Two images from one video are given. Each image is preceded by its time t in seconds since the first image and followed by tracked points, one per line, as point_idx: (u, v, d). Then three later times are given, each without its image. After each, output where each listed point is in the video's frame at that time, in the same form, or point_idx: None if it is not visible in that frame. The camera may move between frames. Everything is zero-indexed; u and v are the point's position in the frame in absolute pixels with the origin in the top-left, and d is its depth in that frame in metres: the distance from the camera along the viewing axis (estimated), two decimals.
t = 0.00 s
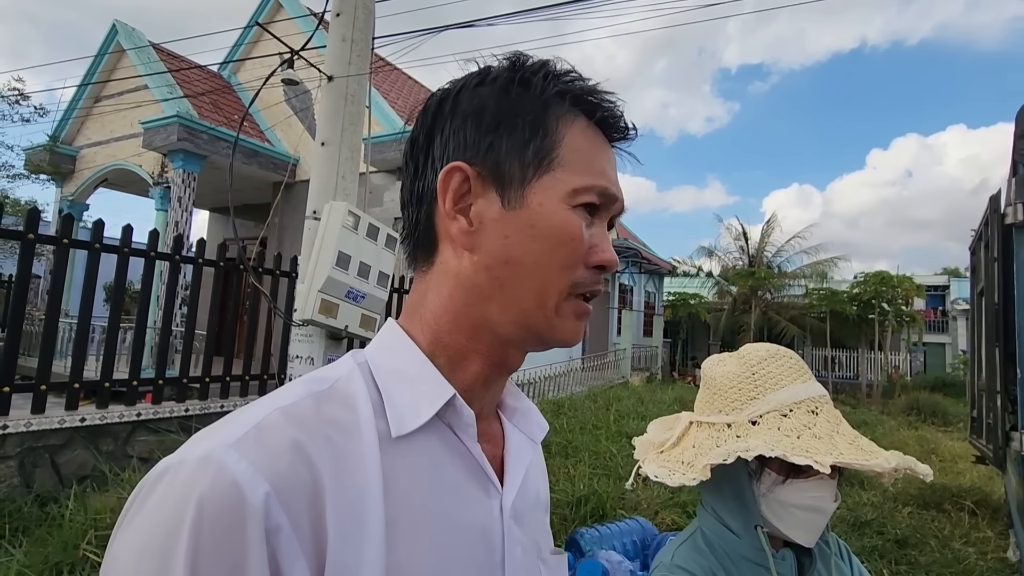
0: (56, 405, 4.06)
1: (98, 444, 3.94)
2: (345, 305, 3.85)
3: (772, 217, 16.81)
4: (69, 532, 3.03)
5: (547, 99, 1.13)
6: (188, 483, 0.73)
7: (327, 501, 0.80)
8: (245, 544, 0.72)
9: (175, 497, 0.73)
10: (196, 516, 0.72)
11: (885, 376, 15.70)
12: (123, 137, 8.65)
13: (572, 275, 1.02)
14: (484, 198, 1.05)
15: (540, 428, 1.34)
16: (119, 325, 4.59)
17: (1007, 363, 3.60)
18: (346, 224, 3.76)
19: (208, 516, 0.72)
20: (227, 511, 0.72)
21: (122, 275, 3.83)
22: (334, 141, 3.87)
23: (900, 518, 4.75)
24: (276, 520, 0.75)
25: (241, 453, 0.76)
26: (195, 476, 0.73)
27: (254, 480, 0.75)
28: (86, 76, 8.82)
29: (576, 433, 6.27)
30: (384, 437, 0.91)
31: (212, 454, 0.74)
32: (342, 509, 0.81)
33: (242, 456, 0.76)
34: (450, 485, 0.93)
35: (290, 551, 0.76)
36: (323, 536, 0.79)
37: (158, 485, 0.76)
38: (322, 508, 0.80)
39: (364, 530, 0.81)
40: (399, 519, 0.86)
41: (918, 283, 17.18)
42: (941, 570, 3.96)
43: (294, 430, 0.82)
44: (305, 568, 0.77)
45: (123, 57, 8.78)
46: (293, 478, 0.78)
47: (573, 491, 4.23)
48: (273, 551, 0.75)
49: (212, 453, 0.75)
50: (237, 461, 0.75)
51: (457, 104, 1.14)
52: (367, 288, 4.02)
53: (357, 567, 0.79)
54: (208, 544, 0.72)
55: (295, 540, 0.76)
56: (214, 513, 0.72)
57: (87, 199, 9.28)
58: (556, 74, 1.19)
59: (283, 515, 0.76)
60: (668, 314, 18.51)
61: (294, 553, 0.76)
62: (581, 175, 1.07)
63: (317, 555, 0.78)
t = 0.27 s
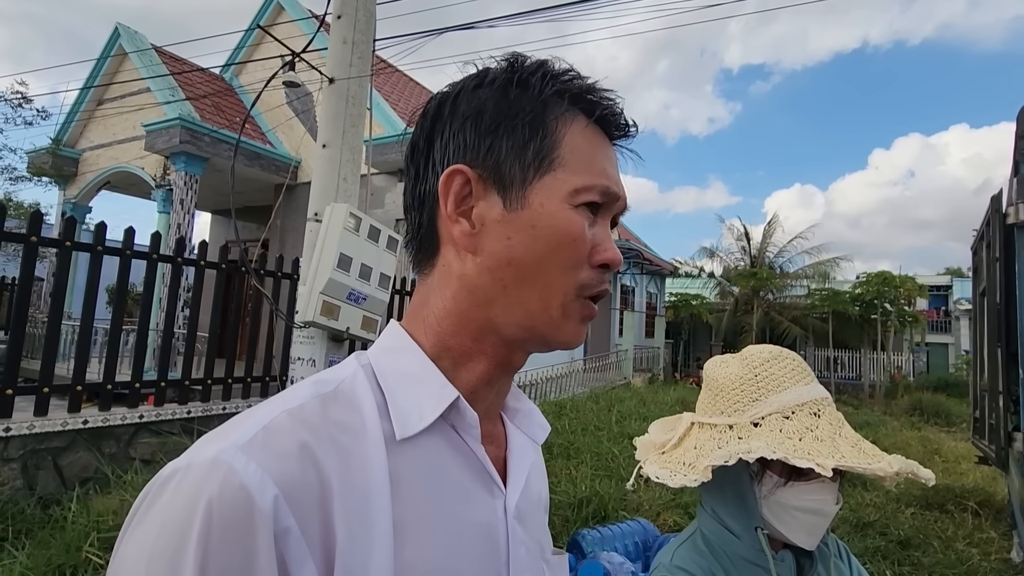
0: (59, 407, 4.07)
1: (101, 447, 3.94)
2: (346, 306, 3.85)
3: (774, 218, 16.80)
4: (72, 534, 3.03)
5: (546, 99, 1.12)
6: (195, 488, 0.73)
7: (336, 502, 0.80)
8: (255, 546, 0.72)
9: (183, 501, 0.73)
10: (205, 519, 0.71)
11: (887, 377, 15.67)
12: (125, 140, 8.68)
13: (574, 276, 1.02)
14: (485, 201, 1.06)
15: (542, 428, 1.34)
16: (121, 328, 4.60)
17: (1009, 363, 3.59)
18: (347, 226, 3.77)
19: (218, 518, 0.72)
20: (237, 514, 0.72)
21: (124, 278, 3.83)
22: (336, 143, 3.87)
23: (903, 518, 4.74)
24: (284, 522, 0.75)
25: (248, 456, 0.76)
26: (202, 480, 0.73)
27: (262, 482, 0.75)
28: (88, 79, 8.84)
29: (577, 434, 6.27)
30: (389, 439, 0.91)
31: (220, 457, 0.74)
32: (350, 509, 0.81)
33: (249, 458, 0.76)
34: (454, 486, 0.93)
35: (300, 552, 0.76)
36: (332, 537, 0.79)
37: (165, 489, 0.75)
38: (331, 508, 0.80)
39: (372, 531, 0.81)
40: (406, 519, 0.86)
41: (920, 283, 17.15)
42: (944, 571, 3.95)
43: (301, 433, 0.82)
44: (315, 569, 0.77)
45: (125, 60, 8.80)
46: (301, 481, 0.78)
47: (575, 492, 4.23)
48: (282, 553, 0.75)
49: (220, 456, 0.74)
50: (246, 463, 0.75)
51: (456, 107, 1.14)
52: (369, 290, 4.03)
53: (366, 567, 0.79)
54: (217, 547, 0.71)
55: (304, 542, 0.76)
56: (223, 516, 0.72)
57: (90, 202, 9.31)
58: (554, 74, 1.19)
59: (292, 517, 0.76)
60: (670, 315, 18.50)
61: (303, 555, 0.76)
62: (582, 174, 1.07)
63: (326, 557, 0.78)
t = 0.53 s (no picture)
0: (60, 408, 4.07)
1: (102, 447, 3.94)
2: (347, 307, 3.86)
3: (774, 218, 16.80)
4: (72, 535, 3.03)
5: (553, 99, 1.12)
6: (207, 490, 0.73)
7: (347, 504, 0.80)
8: (267, 548, 0.72)
9: (195, 503, 0.73)
10: (217, 522, 0.71)
11: (888, 377, 15.66)
12: (125, 141, 8.68)
13: (581, 277, 1.02)
14: (492, 201, 1.06)
15: (547, 428, 1.34)
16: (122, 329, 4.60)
17: (1009, 363, 3.59)
18: (348, 227, 3.77)
19: (231, 520, 0.71)
20: (249, 516, 0.72)
21: (124, 279, 3.83)
22: (336, 144, 3.87)
23: (904, 518, 4.74)
24: (296, 524, 0.75)
25: (260, 457, 0.76)
26: (214, 482, 0.73)
27: (274, 484, 0.75)
28: (88, 80, 8.85)
29: (578, 434, 6.27)
30: (398, 440, 0.91)
31: (233, 459, 0.74)
32: (361, 510, 0.81)
33: (261, 460, 0.76)
34: (462, 487, 0.94)
35: (312, 554, 0.76)
36: (344, 537, 0.79)
37: (176, 491, 0.75)
38: (342, 509, 0.80)
39: (382, 531, 0.81)
40: (416, 519, 0.86)
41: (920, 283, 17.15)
42: (945, 571, 3.95)
43: (312, 435, 0.82)
44: (327, 569, 0.77)
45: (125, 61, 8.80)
46: (313, 483, 0.78)
47: (576, 492, 4.23)
48: (293, 555, 0.75)
49: (231, 459, 0.74)
50: (258, 466, 0.75)
51: (463, 108, 1.15)
52: (369, 291, 4.03)
53: (376, 568, 0.79)
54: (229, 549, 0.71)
55: (316, 543, 0.76)
56: (236, 517, 0.72)
57: (90, 203, 9.31)
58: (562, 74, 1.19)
59: (304, 518, 0.76)
60: (670, 315, 18.50)
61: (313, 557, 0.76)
62: (590, 175, 1.07)
63: (338, 558, 0.78)
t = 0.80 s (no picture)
0: (56, 409, 4.06)
1: (98, 449, 3.93)
2: (344, 308, 3.85)
3: (771, 218, 16.83)
4: (69, 536, 3.02)
5: (554, 103, 1.12)
6: (216, 495, 0.73)
7: (354, 507, 0.80)
8: (277, 551, 0.72)
9: (204, 508, 0.73)
10: (227, 526, 0.71)
11: (885, 377, 15.70)
12: (122, 142, 8.66)
13: (581, 280, 1.02)
14: (493, 204, 1.06)
15: (547, 428, 1.33)
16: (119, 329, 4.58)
17: (1004, 363, 3.61)
18: (345, 227, 3.77)
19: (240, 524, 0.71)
20: (259, 520, 0.72)
21: (121, 279, 3.82)
22: (333, 144, 3.87)
23: (900, 518, 4.75)
24: (305, 528, 0.75)
25: (269, 462, 0.76)
26: (224, 486, 0.73)
27: (282, 487, 0.75)
28: (85, 81, 8.83)
29: (576, 435, 6.28)
30: (402, 443, 0.91)
31: (241, 464, 0.74)
32: (368, 513, 0.81)
33: (270, 465, 0.75)
34: (464, 488, 0.94)
35: (321, 557, 0.76)
36: (352, 539, 0.79)
37: (184, 496, 0.75)
38: (351, 512, 0.80)
39: (388, 533, 0.81)
40: (420, 521, 0.86)
41: (917, 283, 17.20)
42: (941, 570, 3.96)
43: (318, 438, 0.81)
44: (335, 571, 0.77)
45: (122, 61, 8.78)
46: (321, 485, 0.78)
47: (573, 492, 4.23)
48: (303, 558, 0.75)
49: (239, 464, 0.74)
50: (267, 469, 0.75)
51: (464, 110, 1.14)
52: (366, 291, 4.03)
53: (382, 569, 0.79)
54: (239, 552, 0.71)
55: (324, 545, 0.76)
56: (245, 522, 0.71)
57: (87, 204, 9.29)
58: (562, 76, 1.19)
59: (312, 522, 0.76)
60: (668, 316, 18.52)
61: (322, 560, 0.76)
62: (590, 177, 1.07)
63: (347, 560, 0.78)
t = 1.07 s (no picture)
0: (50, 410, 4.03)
1: (92, 450, 3.91)
2: (340, 309, 3.84)
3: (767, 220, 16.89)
4: (62, 538, 3.00)
5: (553, 110, 1.12)
6: (235, 502, 0.72)
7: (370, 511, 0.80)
8: (302, 555, 0.72)
9: (224, 516, 0.72)
10: (249, 533, 0.70)
11: (879, 378, 15.76)
12: (117, 141, 8.62)
13: (583, 286, 1.02)
14: (495, 211, 1.05)
15: (545, 430, 1.33)
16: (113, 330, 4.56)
17: (997, 364, 3.63)
18: (341, 228, 3.76)
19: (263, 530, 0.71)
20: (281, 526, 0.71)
21: (115, 280, 3.80)
22: (329, 145, 3.86)
23: (895, 519, 4.77)
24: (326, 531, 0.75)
25: (288, 468, 0.75)
26: (244, 494, 0.72)
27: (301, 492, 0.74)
28: (79, 80, 8.79)
29: (572, 436, 6.28)
30: (410, 448, 0.91)
31: (257, 471, 0.73)
32: (382, 515, 0.81)
33: (289, 471, 0.75)
34: (470, 491, 0.94)
35: (341, 560, 0.76)
36: (370, 541, 0.79)
37: (201, 505, 0.74)
38: (367, 516, 0.80)
39: (401, 536, 0.81)
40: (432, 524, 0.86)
41: (912, 285, 17.27)
42: (935, 571, 3.98)
43: (331, 444, 0.81)
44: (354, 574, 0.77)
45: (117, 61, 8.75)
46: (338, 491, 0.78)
47: (569, 493, 4.23)
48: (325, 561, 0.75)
49: (258, 470, 0.73)
50: (285, 475, 0.75)
51: (465, 118, 1.14)
52: (362, 292, 4.02)
53: (397, 571, 0.79)
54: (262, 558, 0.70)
55: (344, 548, 0.76)
56: (267, 527, 0.71)
57: (81, 203, 9.24)
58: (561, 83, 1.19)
59: (331, 526, 0.76)
60: (664, 317, 18.55)
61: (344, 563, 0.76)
62: (590, 185, 1.07)
63: (365, 563, 0.78)
